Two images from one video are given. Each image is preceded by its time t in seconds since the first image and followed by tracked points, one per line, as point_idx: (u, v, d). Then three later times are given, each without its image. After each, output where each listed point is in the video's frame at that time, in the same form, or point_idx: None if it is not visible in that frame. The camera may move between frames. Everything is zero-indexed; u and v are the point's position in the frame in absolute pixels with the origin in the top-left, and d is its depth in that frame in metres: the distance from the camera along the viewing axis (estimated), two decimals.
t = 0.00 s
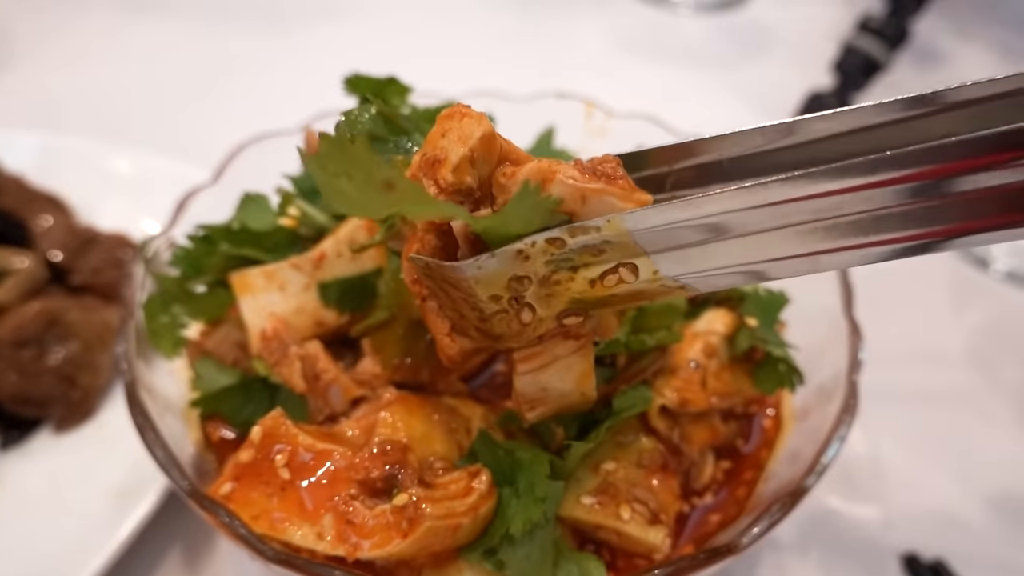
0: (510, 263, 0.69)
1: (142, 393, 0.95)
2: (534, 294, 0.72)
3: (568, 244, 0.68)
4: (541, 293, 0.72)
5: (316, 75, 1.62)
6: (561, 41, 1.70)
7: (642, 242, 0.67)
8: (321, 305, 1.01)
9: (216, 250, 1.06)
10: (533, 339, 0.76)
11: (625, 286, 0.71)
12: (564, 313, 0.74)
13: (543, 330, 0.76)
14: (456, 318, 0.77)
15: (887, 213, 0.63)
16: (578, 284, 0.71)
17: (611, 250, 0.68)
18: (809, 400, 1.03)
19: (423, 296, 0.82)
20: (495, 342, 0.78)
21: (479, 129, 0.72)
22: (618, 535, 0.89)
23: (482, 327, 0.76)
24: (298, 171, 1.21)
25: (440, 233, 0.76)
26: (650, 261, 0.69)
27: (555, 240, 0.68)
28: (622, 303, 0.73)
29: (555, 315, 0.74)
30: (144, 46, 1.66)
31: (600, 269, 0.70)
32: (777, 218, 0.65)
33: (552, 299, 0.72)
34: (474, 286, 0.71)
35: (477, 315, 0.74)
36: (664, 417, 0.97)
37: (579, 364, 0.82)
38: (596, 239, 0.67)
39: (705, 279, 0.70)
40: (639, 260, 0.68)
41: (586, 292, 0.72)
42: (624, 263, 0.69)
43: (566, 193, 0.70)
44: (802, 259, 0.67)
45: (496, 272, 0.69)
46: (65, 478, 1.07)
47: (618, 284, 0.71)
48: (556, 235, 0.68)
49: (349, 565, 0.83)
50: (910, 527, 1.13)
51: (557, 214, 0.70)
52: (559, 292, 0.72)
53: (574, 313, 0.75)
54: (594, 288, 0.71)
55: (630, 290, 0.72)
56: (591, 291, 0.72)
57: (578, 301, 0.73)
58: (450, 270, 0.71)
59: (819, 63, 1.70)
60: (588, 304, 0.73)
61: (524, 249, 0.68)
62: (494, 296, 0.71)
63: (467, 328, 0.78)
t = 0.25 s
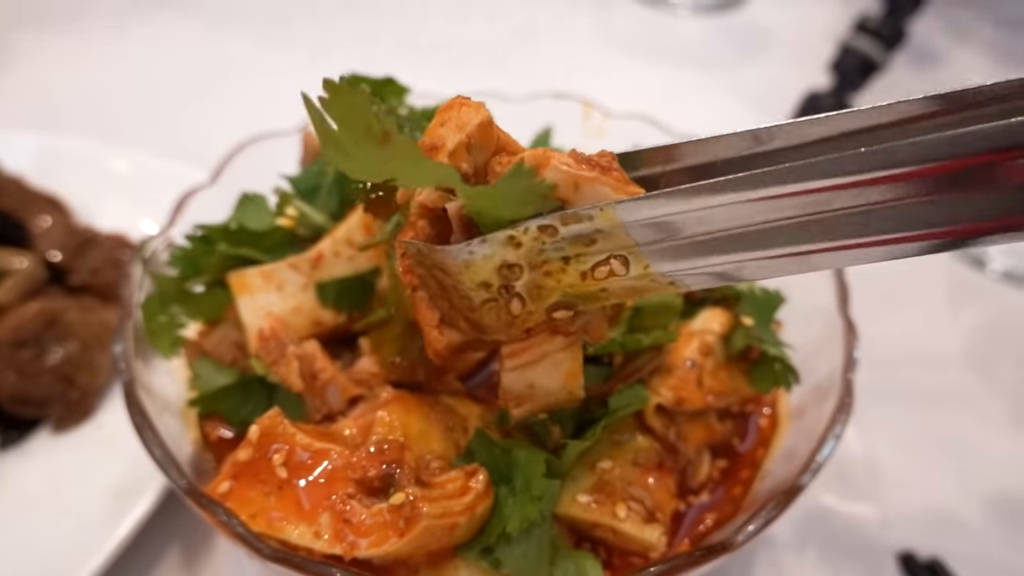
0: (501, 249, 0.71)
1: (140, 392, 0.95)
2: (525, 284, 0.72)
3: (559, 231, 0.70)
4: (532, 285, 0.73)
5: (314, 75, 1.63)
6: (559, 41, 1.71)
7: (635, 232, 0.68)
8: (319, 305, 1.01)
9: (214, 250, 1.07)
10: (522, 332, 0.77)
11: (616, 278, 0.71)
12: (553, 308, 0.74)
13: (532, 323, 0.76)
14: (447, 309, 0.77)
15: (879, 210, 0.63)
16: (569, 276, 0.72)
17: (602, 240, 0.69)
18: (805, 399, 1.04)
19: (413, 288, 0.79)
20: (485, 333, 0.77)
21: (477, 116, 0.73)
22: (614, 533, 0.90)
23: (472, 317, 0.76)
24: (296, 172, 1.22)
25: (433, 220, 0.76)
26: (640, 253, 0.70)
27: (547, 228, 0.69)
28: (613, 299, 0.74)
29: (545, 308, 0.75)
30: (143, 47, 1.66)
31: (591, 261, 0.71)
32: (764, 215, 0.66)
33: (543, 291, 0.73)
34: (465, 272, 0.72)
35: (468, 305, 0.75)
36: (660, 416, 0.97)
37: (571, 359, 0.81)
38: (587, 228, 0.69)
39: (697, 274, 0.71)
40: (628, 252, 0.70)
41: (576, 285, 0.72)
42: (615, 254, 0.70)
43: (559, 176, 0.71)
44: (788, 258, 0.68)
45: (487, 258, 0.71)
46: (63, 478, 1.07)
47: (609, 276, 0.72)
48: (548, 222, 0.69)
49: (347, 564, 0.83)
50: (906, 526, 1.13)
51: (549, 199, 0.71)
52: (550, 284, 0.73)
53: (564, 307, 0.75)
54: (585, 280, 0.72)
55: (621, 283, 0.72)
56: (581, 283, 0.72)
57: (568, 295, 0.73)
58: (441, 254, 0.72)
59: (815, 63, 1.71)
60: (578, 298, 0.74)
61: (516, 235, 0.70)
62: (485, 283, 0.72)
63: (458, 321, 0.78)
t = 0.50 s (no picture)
0: (496, 220, 0.69)
1: (138, 391, 0.95)
2: (517, 260, 0.70)
3: (554, 205, 0.68)
4: (522, 263, 0.70)
5: (312, 76, 1.62)
6: (558, 40, 1.71)
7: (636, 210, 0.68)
8: (318, 303, 1.01)
9: (212, 249, 1.06)
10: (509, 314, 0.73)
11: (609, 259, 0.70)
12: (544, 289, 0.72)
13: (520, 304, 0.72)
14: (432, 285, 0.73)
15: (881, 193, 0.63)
16: (562, 256, 0.70)
17: (597, 218, 0.69)
18: (805, 398, 1.03)
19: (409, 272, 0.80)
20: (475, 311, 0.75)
21: (483, 87, 0.71)
22: (614, 532, 0.89)
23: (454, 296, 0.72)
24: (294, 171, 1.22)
25: (428, 190, 0.73)
26: (635, 233, 0.69)
27: (543, 199, 0.68)
28: (604, 284, 0.72)
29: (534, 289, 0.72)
30: (142, 46, 1.66)
31: (585, 239, 0.70)
32: (764, 201, 0.66)
33: (535, 270, 0.71)
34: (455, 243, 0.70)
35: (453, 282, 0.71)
36: (660, 415, 0.97)
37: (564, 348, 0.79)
38: (581, 202, 0.68)
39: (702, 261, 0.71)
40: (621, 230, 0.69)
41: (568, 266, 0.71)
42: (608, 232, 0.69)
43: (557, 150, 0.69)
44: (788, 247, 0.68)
45: (480, 229, 0.69)
46: (61, 478, 1.07)
47: (602, 257, 0.70)
48: (544, 194, 0.68)
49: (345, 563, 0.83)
50: (906, 524, 1.13)
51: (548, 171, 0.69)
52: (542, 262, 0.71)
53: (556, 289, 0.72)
54: (579, 259, 0.70)
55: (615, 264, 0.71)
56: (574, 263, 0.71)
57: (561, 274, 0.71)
58: (432, 221, 0.70)
59: (814, 62, 1.70)
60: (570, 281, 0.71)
61: (510, 206, 0.68)
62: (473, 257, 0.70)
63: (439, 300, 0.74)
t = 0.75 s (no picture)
0: (495, 188, 0.68)
1: (138, 391, 0.95)
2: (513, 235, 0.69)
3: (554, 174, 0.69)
4: (518, 238, 0.69)
5: (311, 75, 1.62)
6: (558, 39, 1.71)
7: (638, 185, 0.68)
8: (317, 303, 1.01)
9: (212, 248, 1.06)
10: (500, 294, 0.72)
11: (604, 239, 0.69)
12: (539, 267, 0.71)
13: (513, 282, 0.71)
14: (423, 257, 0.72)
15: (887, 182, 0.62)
16: (558, 233, 0.70)
17: (594, 194, 0.68)
18: (805, 398, 1.03)
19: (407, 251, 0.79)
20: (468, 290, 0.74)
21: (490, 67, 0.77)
22: (614, 531, 0.89)
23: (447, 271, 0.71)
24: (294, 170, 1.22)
25: (430, 160, 0.76)
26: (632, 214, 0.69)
27: (545, 168, 0.68)
28: (599, 267, 0.71)
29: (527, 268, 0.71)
30: (141, 46, 1.66)
31: (582, 217, 0.69)
32: (771, 177, 0.65)
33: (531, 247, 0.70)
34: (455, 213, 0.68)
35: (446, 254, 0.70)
36: (660, 414, 0.97)
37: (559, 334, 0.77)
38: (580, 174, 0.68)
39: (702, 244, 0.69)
40: (619, 210, 0.69)
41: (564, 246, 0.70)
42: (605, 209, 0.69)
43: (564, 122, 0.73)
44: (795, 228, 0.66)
45: (479, 197, 0.68)
46: (61, 477, 1.07)
47: (599, 236, 0.70)
48: (546, 162, 0.68)
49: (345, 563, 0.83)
50: (906, 524, 1.13)
51: (549, 142, 0.72)
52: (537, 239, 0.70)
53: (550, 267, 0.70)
54: (575, 238, 0.70)
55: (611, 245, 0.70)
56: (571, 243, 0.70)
57: (556, 252, 0.70)
58: (433, 185, 0.69)
59: (814, 62, 1.70)
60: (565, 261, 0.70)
61: (511, 175, 0.68)
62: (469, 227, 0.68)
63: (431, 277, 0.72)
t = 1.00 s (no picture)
0: (501, 175, 0.69)
1: (136, 389, 0.95)
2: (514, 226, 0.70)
3: (560, 165, 0.68)
4: (518, 228, 0.70)
5: (310, 74, 1.62)
6: (557, 39, 1.71)
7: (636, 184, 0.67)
8: (316, 302, 1.02)
9: (210, 247, 1.06)
10: (497, 286, 0.73)
11: (605, 233, 0.69)
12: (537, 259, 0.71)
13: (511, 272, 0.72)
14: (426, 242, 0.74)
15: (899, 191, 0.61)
16: (558, 227, 0.70)
17: (595, 190, 0.67)
18: (803, 396, 1.03)
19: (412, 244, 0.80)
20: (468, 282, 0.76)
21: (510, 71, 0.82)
22: (612, 530, 0.89)
23: (447, 257, 0.73)
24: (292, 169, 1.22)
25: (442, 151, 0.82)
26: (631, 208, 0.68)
27: (551, 160, 0.68)
28: (597, 264, 0.71)
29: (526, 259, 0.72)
30: (140, 45, 1.66)
31: (584, 211, 0.68)
32: (763, 180, 0.63)
33: (530, 239, 0.70)
34: (456, 202, 0.70)
35: (447, 240, 0.72)
36: (658, 413, 0.97)
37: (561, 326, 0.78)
38: (584, 167, 0.68)
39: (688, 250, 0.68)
40: (621, 206, 0.68)
41: (563, 240, 0.70)
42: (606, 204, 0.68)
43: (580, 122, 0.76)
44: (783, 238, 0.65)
45: (485, 184, 0.69)
46: (60, 476, 1.07)
47: (599, 231, 0.69)
48: (553, 154, 0.68)
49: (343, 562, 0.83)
50: (903, 524, 1.13)
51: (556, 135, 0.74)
52: (536, 230, 0.70)
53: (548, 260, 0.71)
54: (573, 232, 0.69)
55: (611, 240, 0.69)
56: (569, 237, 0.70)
57: (554, 245, 0.70)
58: (438, 171, 0.71)
59: (813, 61, 1.71)
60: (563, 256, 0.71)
61: (516, 163, 0.68)
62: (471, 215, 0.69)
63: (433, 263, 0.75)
